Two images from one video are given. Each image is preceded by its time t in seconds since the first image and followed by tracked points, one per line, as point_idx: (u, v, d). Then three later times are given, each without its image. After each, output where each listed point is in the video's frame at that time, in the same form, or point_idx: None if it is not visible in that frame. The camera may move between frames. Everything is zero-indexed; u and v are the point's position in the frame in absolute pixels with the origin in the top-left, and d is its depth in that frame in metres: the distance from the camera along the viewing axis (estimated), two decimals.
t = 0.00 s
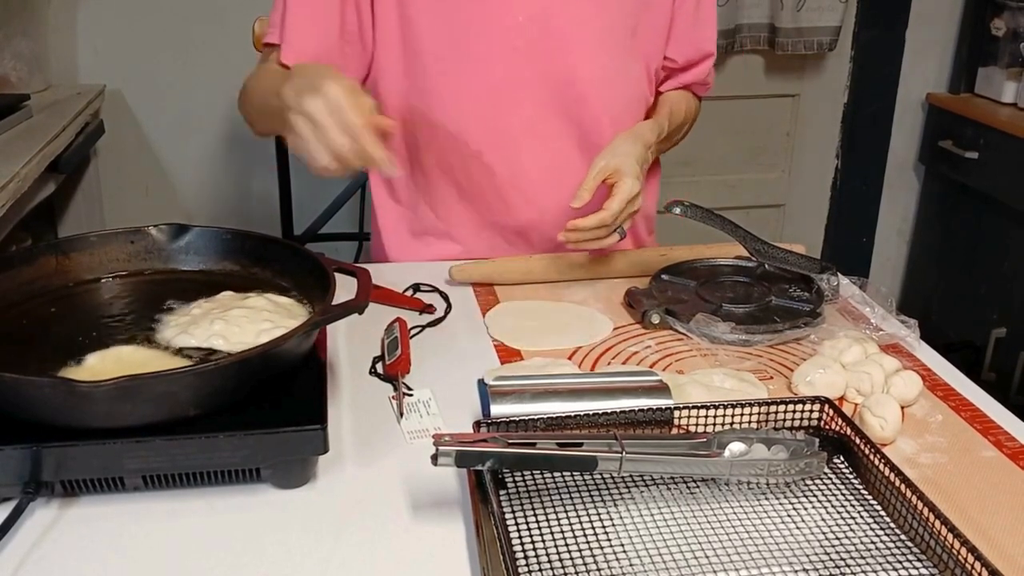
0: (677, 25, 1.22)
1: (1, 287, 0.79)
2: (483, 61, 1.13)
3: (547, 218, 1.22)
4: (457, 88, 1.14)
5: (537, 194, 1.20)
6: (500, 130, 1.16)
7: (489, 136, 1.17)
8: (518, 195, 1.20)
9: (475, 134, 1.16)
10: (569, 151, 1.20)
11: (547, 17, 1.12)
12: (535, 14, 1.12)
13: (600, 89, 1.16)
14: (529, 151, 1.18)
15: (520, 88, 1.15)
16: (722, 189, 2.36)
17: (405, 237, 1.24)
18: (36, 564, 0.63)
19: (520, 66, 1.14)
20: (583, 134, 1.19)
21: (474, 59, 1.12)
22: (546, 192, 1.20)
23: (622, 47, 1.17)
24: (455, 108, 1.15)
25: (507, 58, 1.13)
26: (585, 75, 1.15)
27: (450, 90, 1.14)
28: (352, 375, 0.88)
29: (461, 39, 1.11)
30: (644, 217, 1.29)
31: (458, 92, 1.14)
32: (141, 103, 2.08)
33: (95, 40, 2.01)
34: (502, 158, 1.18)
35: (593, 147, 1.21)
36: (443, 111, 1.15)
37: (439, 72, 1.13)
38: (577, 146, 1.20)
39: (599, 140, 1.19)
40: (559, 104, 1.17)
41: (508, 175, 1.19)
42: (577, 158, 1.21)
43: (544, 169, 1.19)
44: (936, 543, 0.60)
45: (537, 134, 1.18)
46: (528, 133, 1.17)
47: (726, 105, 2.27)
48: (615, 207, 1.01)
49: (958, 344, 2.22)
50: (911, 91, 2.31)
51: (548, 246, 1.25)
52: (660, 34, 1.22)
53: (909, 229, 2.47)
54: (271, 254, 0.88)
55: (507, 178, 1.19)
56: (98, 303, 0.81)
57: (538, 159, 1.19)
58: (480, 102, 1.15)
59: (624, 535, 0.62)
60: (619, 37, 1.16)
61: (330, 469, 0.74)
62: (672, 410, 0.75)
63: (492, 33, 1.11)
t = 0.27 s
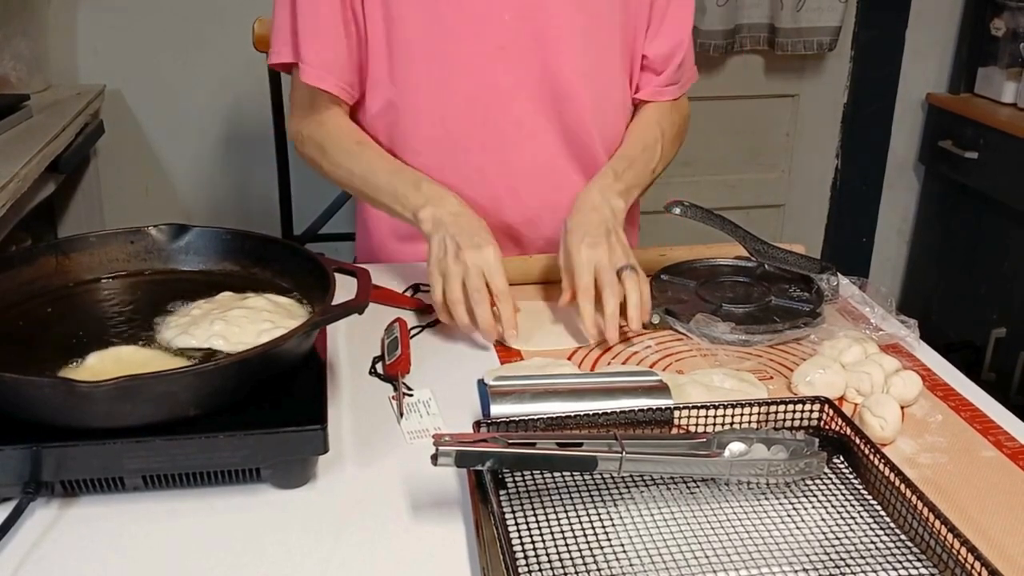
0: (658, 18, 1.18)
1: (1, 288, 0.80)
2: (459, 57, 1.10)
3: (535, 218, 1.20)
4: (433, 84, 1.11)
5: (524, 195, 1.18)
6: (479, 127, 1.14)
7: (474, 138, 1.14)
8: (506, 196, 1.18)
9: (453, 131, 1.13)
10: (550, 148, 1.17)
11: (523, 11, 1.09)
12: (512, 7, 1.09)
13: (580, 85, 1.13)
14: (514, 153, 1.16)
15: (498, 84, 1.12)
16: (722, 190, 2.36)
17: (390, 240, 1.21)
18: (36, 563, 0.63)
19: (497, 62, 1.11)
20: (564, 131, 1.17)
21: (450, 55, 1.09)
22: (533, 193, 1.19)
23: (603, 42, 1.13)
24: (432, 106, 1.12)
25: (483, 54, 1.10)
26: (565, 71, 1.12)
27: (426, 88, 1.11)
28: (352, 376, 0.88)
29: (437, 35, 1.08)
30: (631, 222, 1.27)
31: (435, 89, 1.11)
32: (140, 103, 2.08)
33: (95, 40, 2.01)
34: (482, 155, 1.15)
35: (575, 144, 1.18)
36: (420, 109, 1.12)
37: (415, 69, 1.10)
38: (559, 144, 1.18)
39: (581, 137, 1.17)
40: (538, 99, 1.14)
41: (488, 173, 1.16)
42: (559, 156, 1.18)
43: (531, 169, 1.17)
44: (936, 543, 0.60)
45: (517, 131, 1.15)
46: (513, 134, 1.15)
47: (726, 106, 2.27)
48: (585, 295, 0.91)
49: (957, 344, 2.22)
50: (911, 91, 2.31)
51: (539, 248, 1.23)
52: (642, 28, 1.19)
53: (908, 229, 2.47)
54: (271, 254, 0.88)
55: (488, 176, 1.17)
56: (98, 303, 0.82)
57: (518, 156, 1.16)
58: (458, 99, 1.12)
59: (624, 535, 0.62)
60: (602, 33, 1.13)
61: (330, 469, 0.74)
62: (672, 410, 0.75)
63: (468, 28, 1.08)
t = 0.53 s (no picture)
0: (647, 18, 1.18)
1: (1, 288, 0.79)
2: (448, 56, 1.09)
3: (526, 217, 1.20)
4: (423, 83, 1.11)
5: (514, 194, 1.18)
6: (469, 126, 1.14)
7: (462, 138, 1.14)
8: (496, 196, 1.18)
9: (444, 130, 1.13)
10: (540, 147, 1.17)
11: (513, 10, 1.09)
12: (501, 6, 1.09)
13: (570, 84, 1.13)
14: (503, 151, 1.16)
15: (488, 83, 1.12)
16: (722, 190, 2.36)
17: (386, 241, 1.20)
18: (36, 563, 0.63)
19: (486, 61, 1.11)
20: (554, 130, 1.16)
21: (439, 55, 1.09)
22: (523, 193, 1.18)
23: (593, 41, 1.13)
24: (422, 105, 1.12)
25: (473, 53, 1.10)
26: (555, 70, 1.12)
27: (416, 87, 1.11)
28: (352, 376, 0.88)
29: (426, 34, 1.08)
30: (626, 226, 1.27)
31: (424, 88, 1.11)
32: (140, 103, 2.08)
33: (95, 40, 2.01)
34: (472, 155, 1.15)
35: (565, 143, 1.18)
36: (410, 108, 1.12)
37: (404, 68, 1.10)
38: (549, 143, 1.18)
39: (571, 136, 1.16)
40: (528, 99, 1.14)
41: (479, 172, 1.16)
42: (549, 155, 1.18)
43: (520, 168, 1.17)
44: (936, 544, 0.60)
45: (507, 130, 1.15)
46: (501, 133, 1.15)
47: (725, 106, 2.27)
48: (580, 312, 0.93)
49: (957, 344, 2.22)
50: (911, 91, 2.31)
51: (531, 249, 1.23)
52: (631, 28, 1.19)
53: (908, 229, 2.47)
54: (271, 254, 0.88)
55: (479, 175, 1.16)
56: (98, 303, 0.82)
57: (508, 156, 1.16)
58: (447, 99, 1.12)
59: (624, 535, 0.62)
60: (591, 32, 1.13)
61: (330, 469, 0.74)
62: (672, 410, 0.75)
63: (457, 27, 1.08)
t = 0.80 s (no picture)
0: (641, 17, 1.18)
1: (1, 288, 0.79)
2: (442, 56, 1.09)
3: (523, 217, 1.20)
4: (418, 84, 1.11)
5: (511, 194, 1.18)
6: (464, 126, 1.13)
7: (459, 139, 1.14)
8: (493, 197, 1.18)
9: (439, 131, 1.13)
10: (536, 146, 1.17)
11: (507, 10, 1.09)
12: (495, 6, 1.08)
13: (565, 84, 1.13)
14: (500, 152, 1.16)
15: (482, 83, 1.12)
16: (722, 190, 2.36)
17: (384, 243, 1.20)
18: (36, 563, 0.63)
19: (482, 62, 1.11)
20: (549, 130, 1.16)
21: (434, 55, 1.09)
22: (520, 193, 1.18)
23: (587, 40, 1.13)
24: (417, 105, 1.12)
25: (467, 53, 1.10)
26: (549, 70, 1.12)
27: (410, 87, 1.11)
28: (352, 376, 0.88)
29: (420, 34, 1.08)
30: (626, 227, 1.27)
31: (419, 88, 1.11)
32: (140, 103, 2.08)
33: (95, 40, 2.01)
34: (467, 154, 1.15)
35: (560, 143, 1.18)
36: (405, 109, 1.12)
37: (399, 68, 1.09)
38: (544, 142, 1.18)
39: (566, 136, 1.16)
40: (523, 98, 1.14)
41: (475, 172, 1.16)
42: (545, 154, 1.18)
43: (517, 168, 1.17)
44: (936, 544, 0.60)
45: (502, 130, 1.15)
46: (497, 133, 1.15)
47: (725, 106, 2.27)
48: (587, 320, 0.92)
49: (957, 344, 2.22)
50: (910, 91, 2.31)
51: (529, 249, 1.23)
52: (626, 27, 1.19)
53: (908, 229, 2.47)
54: (271, 254, 0.88)
55: (474, 175, 1.16)
56: (98, 304, 0.82)
57: (504, 156, 1.16)
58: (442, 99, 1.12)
59: (624, 535, 0.62)
60: (586, 32, 1.13)
61: (330, 469, 0.74)
62: (672, 410, 0.75)
63: (451, 27, 1.08)
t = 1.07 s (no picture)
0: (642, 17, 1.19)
1: (1, 288, 0.79)
2: (442, 58, 1.09)
3: (523, 217, 1.20)
4: (418, 85, 1.11)
5: (511, 195, 1.18)
6: (463, 127, 1.13)
7: (458, 140, 1.14)
8: (492, 198, 1.18)
9: (439, 132, 1.13)
10: (536, 147, 1.17)
11: (507, 11, 1.09)
12: (495, 7, 1.08)
13: (565, 84, 1.13)
14: (499, 153, 1.16)
15: (482, 83, 1.12)
16: (721, 190, 2.36)
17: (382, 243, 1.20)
18: (35, 563, 0.63)
19: (481, 63, 1.11)
20: (549, 130, 1.16)
21: (434, 56, 1.09)
22: (520, 194, 1.19)
23: (588, 41, 1.13)
24: (417, 107, 1.12)
25: (467, 54, 1.10)
26: (550, 70, 1.12)
27: (410, 88, 1.11)
28: (352, 376, 0.88)
29: (420, 36, 1.08)
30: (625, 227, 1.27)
31: (419, 89, 1.11)
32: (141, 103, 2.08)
33: (96, 40, 2.01)
34: (467, 156, 1.15)
35: (561, 143, 1.18)
36: (405, 110, 1.12)
37: (399, 69, 1.10)
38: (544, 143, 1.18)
39: (566, 136, 1.16)
40: (523, 99, 1.14)
41: (475, 173, 1.16)
42: (545, 154, 1.18)
43: (516, 169, 1.17)
44: (936, 544, 0.60)
45: (503, 131, 1.15)
46: (496, 134, 1.15)
47: (725, 106, 2.27)
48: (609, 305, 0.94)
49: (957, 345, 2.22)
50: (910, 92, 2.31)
51: (529, 249, 1.23)
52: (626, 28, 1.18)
53: (908, 230, 2.48)
54: (270, 255, 0.88)
55: (474, 176, 1.16)
56: (98, 304, 0.82)
57: (504, 156, 1.16)
58: (442, 100, 1.12)
59: (624, 535, 0.62)
60: (586, 33, 1.13)
61: (330, 469, 0.74)
62: (672, 410, 0.75)
63: (451, 29, 1.08)
